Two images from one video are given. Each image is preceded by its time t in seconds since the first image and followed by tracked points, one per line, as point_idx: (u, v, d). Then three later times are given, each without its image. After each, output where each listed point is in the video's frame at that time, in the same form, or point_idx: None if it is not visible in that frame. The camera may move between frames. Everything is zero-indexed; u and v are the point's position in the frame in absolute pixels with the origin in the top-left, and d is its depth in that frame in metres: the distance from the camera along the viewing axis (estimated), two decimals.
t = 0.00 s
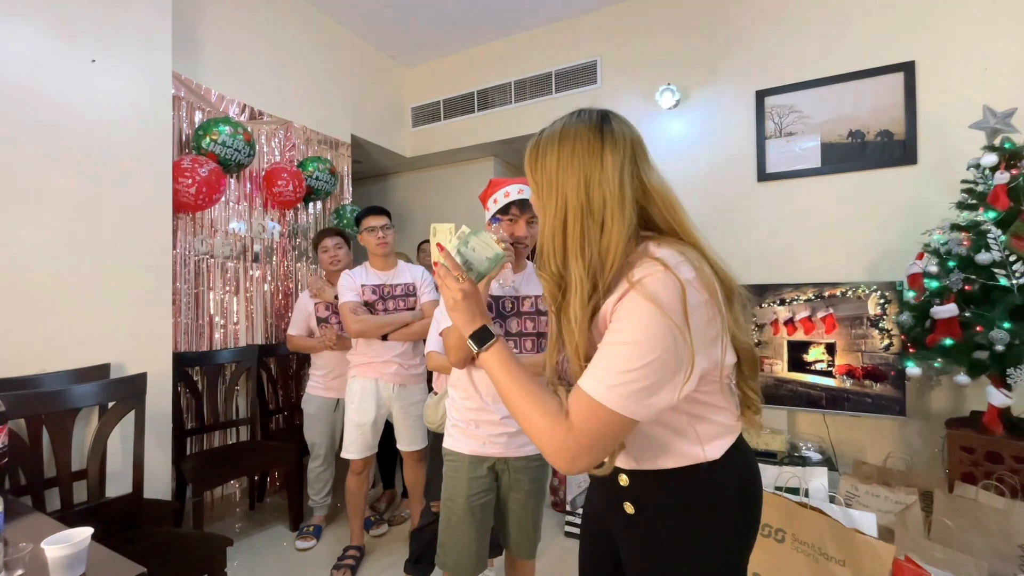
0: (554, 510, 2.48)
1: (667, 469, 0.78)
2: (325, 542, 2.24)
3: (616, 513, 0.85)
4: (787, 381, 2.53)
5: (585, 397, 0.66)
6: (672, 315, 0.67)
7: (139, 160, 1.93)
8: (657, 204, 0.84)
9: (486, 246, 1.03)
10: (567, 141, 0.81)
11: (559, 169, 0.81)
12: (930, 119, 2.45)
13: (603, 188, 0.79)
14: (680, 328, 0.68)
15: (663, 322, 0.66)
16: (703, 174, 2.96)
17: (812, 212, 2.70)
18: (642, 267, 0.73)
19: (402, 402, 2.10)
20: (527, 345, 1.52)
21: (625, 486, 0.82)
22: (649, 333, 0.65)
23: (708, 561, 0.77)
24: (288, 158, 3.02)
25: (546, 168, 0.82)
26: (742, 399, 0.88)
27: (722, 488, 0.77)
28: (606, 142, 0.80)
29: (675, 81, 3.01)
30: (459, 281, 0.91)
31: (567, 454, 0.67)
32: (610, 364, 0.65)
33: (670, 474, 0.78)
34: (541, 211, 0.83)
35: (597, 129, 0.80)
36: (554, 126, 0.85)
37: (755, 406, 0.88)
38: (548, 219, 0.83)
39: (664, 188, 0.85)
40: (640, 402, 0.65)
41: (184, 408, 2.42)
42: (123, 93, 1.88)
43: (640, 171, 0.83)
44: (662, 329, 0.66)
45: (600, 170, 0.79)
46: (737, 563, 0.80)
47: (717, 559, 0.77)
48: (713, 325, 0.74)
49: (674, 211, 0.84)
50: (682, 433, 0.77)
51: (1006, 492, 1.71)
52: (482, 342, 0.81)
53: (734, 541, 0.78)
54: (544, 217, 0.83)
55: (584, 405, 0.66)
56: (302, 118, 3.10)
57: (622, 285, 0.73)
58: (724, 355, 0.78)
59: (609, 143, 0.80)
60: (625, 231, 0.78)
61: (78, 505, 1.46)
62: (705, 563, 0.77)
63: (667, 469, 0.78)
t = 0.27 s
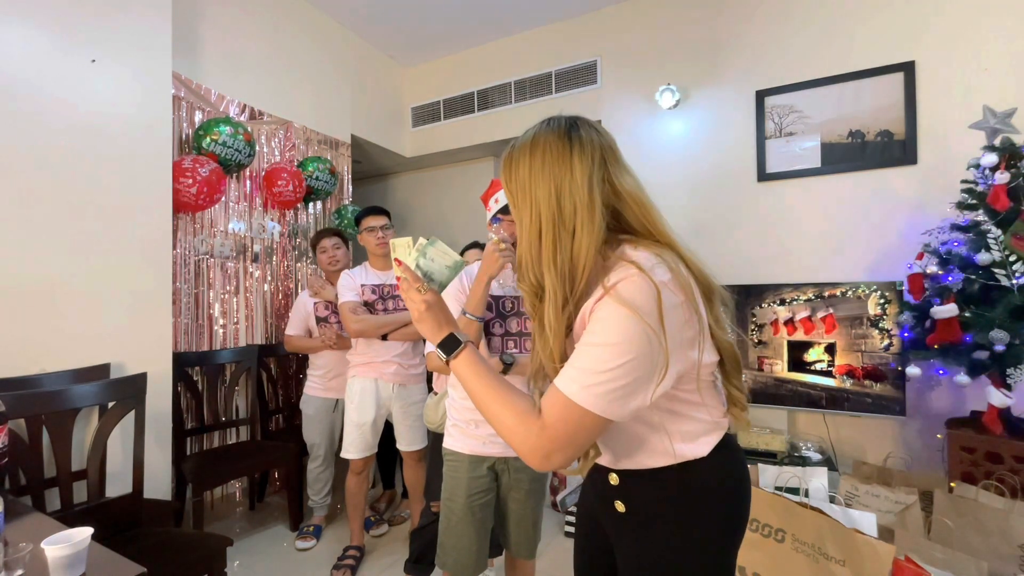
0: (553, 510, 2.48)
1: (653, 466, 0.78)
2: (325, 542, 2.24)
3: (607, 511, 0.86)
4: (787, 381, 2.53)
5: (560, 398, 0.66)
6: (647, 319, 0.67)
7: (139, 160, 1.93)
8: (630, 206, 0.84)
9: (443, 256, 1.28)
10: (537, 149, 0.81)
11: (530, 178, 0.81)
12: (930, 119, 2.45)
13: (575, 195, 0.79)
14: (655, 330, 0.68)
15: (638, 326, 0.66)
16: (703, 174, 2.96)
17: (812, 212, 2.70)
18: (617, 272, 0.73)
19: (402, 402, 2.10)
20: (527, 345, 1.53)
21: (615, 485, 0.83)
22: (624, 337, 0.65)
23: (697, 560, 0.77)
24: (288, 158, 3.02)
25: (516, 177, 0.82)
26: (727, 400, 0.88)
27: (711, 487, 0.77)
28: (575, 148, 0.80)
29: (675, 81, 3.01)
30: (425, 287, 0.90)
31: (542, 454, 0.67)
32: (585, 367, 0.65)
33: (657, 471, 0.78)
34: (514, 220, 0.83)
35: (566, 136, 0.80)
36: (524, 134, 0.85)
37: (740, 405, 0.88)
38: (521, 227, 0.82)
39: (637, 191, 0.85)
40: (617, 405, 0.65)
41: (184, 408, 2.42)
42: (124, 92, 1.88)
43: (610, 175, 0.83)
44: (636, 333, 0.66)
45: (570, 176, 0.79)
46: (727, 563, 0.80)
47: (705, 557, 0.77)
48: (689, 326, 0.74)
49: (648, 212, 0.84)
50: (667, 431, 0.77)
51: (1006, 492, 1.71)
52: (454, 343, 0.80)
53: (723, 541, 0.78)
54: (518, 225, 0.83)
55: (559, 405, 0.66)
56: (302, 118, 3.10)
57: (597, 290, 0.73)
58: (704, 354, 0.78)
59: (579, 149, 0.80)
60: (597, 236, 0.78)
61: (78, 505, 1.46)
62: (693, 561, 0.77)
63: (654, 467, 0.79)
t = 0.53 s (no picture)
0: (553, 510, 2.48)
1: (643, 466, 0.78)
2: (325, 542, 2.24)
3: (599, 510, 0.85)
4: (787, 381, 2.53)
5: (548, 398, 0.66)
6: (634, 319, 0.67)
7: (139, 160, 1.93)
8: (619, 206, 0.84)
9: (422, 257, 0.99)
10: (527, 150, 0.81)
11: (520, 178, 0.81)
12: (930, 119, 2.45)
13: (564, 196, 0.79)
14: (642, 331, 0.68)
15: (624, 326, 0.66)
16: (703, 174, 2.96)
17: (812, 212, 2.70)
18: (605, 272, 0.73)
19: (402, 402, 2.10)
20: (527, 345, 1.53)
21: (606, 483, 0.82)
22: (609, 337, 0.65)
23: (689, 557, 0.77)
24: (288, 158, 3.01)
25: (506, 178, 0.82)
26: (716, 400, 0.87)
27: (701, 485, 0.77)
28: (565, 149, 0.80)
29: (675, 81, 3.01)
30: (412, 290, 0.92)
31: (528, 451, 0.67)
32: (571, 366, 0.65)
33: (647, 471, 0.78)
34: (504, 220, 0.83)
35: (555, 137, 0.81)
36: (514, 135, 0.85)
37: (730, 405, 0.88)
38: (511, 228, 0.83)
39: (626, 191, 0.85)
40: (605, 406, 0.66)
41: (184, 408, 2.42)
42: (124, 92, 1.88)
43: (599, 175, 0.83)
44: (622, 334, 0.66)
45: (559, 177, 0.79)
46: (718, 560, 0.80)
47: (697, 555, 0.77)
48: (676, 326, 0.74)
49: (638, 212, 0.84)
50: (656, 430, 0.77)
51: (1006, 492, 1.71)
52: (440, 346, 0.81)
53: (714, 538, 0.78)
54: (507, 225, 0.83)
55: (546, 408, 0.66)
56: (302, 118, 3.09)
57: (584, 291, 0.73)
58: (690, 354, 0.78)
59: (568, 150, 0.80)
60: (585, 237, 0.78)
61: (78, 505, 1.46)
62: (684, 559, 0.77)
63: (643, 467, 0.78)
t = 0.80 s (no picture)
0: (553, 510, 2.47)
1: (639, 464, 0.78)
2: (325, 542, 2.24)
3: (596, 509, 0.85)
4: (787, 381, 2.53)
5: (514, 360, 0.69)
6: (615, 315, 0.68)
7: (140, 160, 1.93)
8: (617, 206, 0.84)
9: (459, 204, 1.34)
10: (529, 145, 0.81)
11: (520, 172, 0.81)
12: (930, 119, 2.45)
13: (560, 193, 0.79)
14: (621, 326, 0.69)
15: (604, 321, 0.67)
16: (703, 174, 2.96)
17: (812, 212, 2.70)
18: (594, 270, 0.74)
19: (402, 402, 2.10)
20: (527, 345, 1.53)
21: (603, 483, 0.82)
22: (586, 328, 0.67)
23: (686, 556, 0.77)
24: (288, 158, 3.01)
25: (506, 172, 0.83)
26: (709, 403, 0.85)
27: (697, 485, 0.77)
28: (565, 148, 0.80)
29: (675, 81, 3.01)
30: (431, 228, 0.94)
31: (484, 397, 0.72)
32: (545, 349, 0.67)
33: (643, 469, 0.78)
34: (502, 213, 0.84)
35: (557, 135, 0.81)
36: (518, 131, 0.85)
37: (724, 411, 0.85)
38: (507, 221, 0.84)
39: (627, 192, 0.85)
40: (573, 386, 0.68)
41: (184, 408, 2.42)
42: (123, 92, 1.88)
43: (601, 174, 0.83)
44: (597, 326, 0.67)
45: (558, 174, 0.79)
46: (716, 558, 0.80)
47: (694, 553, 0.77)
48: (663, 327, 0.74)
49: (636, 213, 0.84)
50: (652, 428, 0.77)
51: (1006, 492, 1.71)
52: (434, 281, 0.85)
53: (712, 536, 0.78)
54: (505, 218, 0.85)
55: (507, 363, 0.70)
56: (302, 118, 3.09)
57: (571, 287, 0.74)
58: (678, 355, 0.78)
59: (568, 149, 0.80)
60: (578, 234, 0.79)
61: (77, 505, 1.46)
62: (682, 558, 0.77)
63: (639, 465, 0.78)
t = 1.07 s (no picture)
0: (553, 510, 2.47)
1: (637, 464, 0.78)
2: (325, 542, 2.24)
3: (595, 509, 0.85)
4: (787, 381, 2.53)
5: (513, 354, 0.69)
6: (615, 309, 0.68)
7: (140, 161, 1.93)
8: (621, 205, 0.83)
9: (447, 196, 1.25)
10: (538, 140, 0.81)
11: (528, 166, 0.81)
12: (930, 119, 2.45)
13: (566, 189, 0.80)
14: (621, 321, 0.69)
15: (604, 315, 0.67)
16: (703, 174, 2.96)
17: (812, 212, 2.69)
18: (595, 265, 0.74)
19: (402, 402, 2.10)
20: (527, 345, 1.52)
21: (601, 484, 0.82)
22: (587, 322, 0.67)
23: (683, 556, 0.77)
24: (288, 158, 3.01)
25: (513, 165, 0.83)
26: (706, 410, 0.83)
27: (695, 484, 0.77)
28: (574, 144, 0.80)
29: (675, 81, 3.01)
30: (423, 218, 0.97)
31: (480, 391, 0.72)
32: (546, 340, 0.67)
33: (641, 470, 0.78)
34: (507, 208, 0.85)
35: (567, 132, 0.81)
36: (527, 126, 0.85)
37: (722, 419, 0.83)
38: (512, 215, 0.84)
39: (632, 193, 0.85)
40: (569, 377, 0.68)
41: (184, 408, 2.42)
42: (124, 93, 1.88)
43: (608, 172, 0.83)
44: (598, 317, 0.67)
45: (565, 169, 0.79)
46: (714, 558, 0.79)
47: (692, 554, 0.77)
48: (661, 326, 0.74)
49: (641, 213, 0.84)
50: (651, 428, 0.77)
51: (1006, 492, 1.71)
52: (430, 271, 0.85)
53: (709, 537, 0.78)
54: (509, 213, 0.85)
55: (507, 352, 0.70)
56: (302, 118, 3.09)
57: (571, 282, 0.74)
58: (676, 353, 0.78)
59: (576, 146, 0.80)
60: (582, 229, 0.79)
61: (78, 505, 1.46)
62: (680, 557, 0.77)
63: (637, 465, 0.78)
